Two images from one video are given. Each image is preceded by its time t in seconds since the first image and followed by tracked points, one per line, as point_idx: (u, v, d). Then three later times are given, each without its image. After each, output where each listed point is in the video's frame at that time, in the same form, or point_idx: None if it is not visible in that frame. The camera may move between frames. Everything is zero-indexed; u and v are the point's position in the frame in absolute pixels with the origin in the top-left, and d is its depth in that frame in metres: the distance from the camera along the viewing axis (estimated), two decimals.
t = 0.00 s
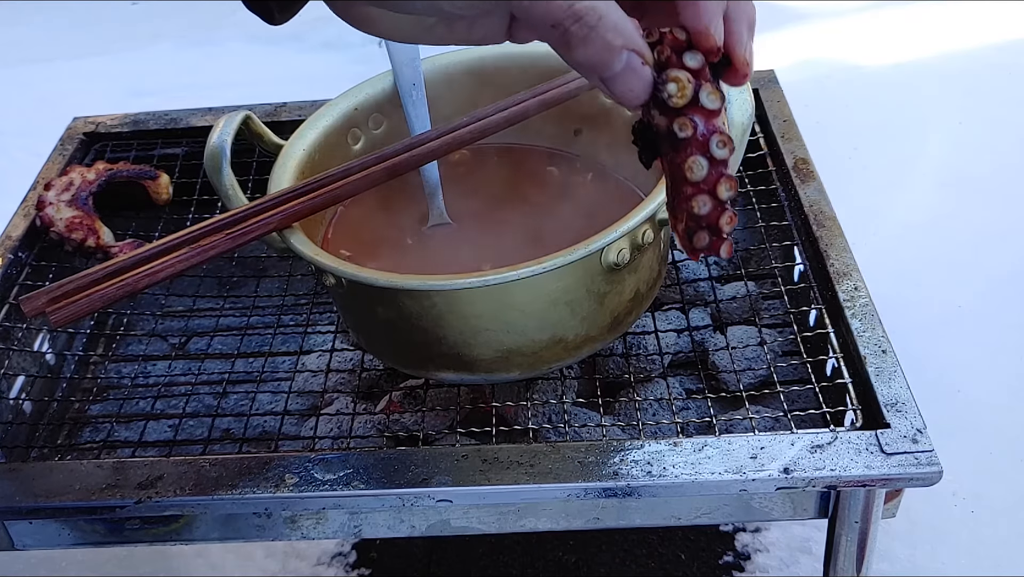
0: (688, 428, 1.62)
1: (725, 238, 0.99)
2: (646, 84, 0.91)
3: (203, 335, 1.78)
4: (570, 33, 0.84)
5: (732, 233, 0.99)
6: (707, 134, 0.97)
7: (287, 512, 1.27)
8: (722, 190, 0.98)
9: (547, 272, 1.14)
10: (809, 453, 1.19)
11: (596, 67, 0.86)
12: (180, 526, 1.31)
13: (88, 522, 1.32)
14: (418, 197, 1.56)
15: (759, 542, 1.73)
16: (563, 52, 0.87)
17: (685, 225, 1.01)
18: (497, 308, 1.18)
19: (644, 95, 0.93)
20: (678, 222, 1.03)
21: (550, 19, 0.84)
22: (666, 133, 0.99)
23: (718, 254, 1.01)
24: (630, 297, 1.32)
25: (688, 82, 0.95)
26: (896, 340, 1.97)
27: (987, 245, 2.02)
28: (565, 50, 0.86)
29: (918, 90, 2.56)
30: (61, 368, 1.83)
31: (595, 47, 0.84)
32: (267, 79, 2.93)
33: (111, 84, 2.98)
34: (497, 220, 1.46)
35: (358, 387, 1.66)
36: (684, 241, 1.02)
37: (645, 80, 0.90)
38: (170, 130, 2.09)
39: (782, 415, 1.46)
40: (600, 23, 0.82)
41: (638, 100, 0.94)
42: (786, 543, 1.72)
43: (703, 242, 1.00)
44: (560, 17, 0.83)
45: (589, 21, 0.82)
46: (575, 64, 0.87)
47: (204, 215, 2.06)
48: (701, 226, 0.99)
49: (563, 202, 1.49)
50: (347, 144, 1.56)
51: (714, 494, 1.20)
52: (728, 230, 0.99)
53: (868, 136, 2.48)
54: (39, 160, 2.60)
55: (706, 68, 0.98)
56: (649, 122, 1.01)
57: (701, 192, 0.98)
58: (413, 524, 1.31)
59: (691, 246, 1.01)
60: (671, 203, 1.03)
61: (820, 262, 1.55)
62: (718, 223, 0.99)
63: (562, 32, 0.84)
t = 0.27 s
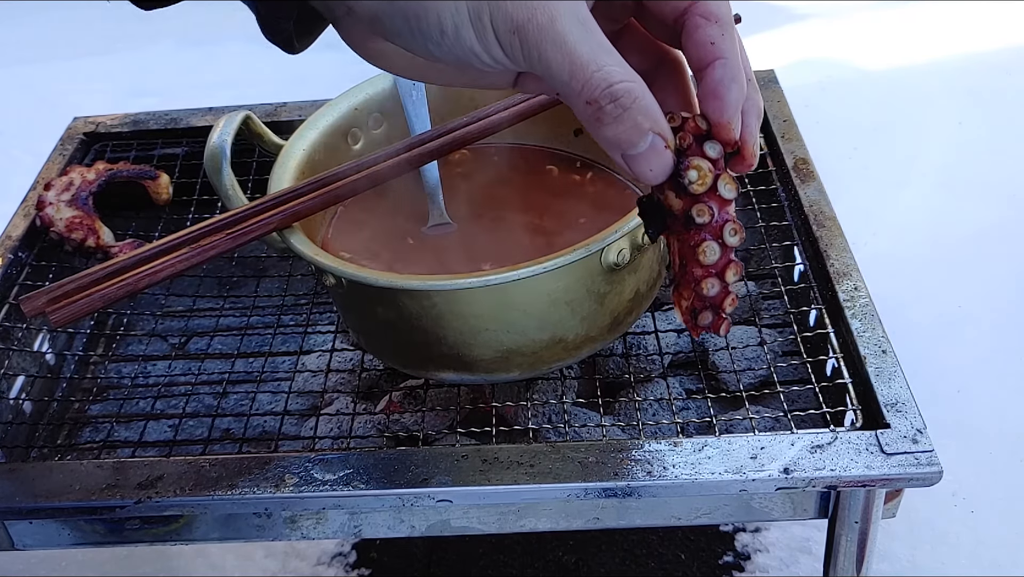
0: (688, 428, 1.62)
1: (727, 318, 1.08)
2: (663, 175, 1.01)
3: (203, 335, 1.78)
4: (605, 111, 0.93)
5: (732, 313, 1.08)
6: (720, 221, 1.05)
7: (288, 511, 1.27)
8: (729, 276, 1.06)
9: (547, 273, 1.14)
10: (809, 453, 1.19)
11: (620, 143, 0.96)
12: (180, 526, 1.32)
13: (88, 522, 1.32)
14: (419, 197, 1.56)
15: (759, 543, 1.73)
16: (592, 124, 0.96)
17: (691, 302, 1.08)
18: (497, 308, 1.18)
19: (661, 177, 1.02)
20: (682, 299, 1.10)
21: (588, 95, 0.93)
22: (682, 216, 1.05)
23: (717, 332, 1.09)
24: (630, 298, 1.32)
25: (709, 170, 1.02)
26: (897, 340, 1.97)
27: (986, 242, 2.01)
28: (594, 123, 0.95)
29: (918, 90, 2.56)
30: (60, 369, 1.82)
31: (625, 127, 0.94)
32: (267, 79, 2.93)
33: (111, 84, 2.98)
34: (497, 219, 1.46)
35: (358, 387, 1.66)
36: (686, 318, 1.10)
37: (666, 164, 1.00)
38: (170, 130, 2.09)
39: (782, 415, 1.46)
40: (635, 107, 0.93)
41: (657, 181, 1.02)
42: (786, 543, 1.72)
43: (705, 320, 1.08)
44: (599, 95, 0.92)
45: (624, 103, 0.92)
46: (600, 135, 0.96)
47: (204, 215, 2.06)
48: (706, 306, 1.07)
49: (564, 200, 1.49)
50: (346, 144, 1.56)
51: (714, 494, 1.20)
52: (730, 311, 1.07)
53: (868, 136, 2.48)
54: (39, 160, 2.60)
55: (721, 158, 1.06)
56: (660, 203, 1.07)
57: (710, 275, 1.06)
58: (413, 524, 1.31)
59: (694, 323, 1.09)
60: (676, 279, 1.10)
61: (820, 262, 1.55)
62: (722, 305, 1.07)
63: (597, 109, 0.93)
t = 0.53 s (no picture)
0: (688, 428, 1.62)
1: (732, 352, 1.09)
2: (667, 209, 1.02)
3: (203, 335, 1.78)
4: (611, 142, 0.94)
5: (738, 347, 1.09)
6: (727, 255, 1.06)
7: (288, 511, 1.27)
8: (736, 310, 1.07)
9: (547, 273, 1.14)
10: (809, 454, 1.19)
11: (627, 175, 0.97)
12: (180, 526, 1.32)
13: (88, 523, 1.32)
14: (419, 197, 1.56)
15: (759, 543, 1.73)
16: (598, 156, 0.97)
17: (694, 334, 1.10)
18: (497, 308, 1.18)
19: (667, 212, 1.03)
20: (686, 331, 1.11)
21: (595, 125, 0.94)
22: (688, 248, 1.07)
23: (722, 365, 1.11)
24: (630, 298, 1.32)
25: (716, 204, 1.04)
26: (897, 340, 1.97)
27: (986, 242, 2.05)
28: (600, 154, 0.96)
29: (918, 90, 2.56)
30: (60, 368, 1.83)
31: (630, 159, 0.95)
32: (266, 79, 2.93)
33: (111, 84, 2.98)
34: (498, 221, 1.46)
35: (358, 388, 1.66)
36: (691, 351, 1.11)
37: (672, 198, 1.00)
38: (169, 130, 2.09)
39: (782, 415, 1.46)
40: (641, 140, 0.94)
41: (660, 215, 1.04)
42: (786, 543, 1.72)
43: (711, 355, 1.09)
44: (606, 126, 0.93)
45: (631, 135, 0.94)
46: (606, 165, 0.97)
47: (204, 215, 2.06)
48: (713, 340, 1.09)
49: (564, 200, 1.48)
50: (347, 144, 1.56)
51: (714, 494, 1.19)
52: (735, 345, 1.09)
53: (868, 136, 2.48)
54: (39, 160, 2.60)
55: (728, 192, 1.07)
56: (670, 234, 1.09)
57: (718, 310, 1.06)
58: (412, 524, 1.31)
59: (699, 357, 1.11)
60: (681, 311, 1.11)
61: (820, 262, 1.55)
62: (728, 338, 1.08)
63: (603, 140, 0.94)
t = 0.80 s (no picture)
0: (688, 428, 1.62)
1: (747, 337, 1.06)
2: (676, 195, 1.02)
3: (204, 335, 1.78)
4: (628, 121, 0.93)
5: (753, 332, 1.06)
6: (738, 235, 1.04)
7: (288, 511, 1.27)
8: (749, 291, 1.04)
9: (547, 273, 1.14)
10: (809, 454, 1.19)
11: (641, 157, 0.95)
12: (180, 526, 1.32)
13: (88, 523, 1.32)
14: (419, 197, 1.56)
15: (759, 543, 1.73)
16: (613, 137, 0.95)
17: (711, 321, 1.05)
18: (497, 308, 1.18)
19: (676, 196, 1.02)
20: (701, 319, 1.06)
21: (613, 104, 0.93)
22: (702, 232, 1.04)
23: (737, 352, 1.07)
24: (630, 298, 1.32)
25: (725, 186, 1.02)
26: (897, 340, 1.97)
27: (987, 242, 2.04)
28: (616, 134, 0.94)
29: (918, 91, 2.56)
30: (60, 369, 1.83)
31: (647, 140, 0.94)
32: (266, 79, 2.93)
33: (111, 84, 2.98)
34: (498, 220, 1.46)
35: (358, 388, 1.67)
36: (703, 336, 1.07)
37: (684, 181, 0.99)
38: (169, 130, 2.09)
39: (782, 415, 1.46)
40: (658, 122, 0.93)
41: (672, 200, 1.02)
42: (786, 543, 1.72)
43: (726, 338, 1.05)
44: (624, 104, 0.92)
45: (648, 115, 0.92)
46: (621, 147, 0.96)
47: (204, 215, 2.06)
48: (727, 323, 1.05)
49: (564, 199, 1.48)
50: (347, 144, 1.56)
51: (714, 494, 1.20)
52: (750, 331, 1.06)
53: (867, 136, 2.48)
54: (39, 160, 2.60)
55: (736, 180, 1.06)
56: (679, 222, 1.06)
57: (731, 290, 1.04)
58: (413, 524, 1.31)
59: (713, 343, 1.07)
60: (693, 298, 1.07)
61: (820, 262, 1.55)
62: (742, 322, 1.05)
63: (620, 119, 0.93)
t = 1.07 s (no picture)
0: (688, 428, 1.62)
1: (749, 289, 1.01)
2: (682, 144, 1.00)
3: (204, 335, 1.78)
4: (634, 66, 0.94)
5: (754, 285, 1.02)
6: (745, 186, 1.02)
7: (288, 511, 1.27)
8: (754, 242, 1.01)
9: (547, 273, 1.14)
10: (810, 454, 1.19)
11: (647, 105, 0.95)
12: (180, 526, 1.32)
13: (88, 523, 1.32)
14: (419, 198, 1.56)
15: (759, 543, 1.73)
16: (619, 85, 0.95)
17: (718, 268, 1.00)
18: (498, 309, 1.18)
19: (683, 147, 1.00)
20: (705, 267, 1.01)
21: (619, 49, 0.93)
22: (702, 179, 1.01)
23: (739, 302, 1.01)
24: (630, 298, 1.32)
25: (733, 139, 1.02)
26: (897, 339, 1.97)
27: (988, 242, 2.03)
28: (622, 81, 0.94)
29: (918, 92, 2.56)
30: (60, 369, 1.83)
31: (654, 85, 0.94)
32: (266, 79, 2.93)
33: (111, 85, 2.97)
34: (499, 220, 1.46)
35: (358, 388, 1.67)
36: (706, 284, 1.01)
37: (690, 133, 0.99)
38: (170, 131, 2.09)
39: (782, 415, 1.46)
40: (662, 68, 0.94)
41: (677, 151, 1.01)
42: (787, 543, 1.72)
43: (734, 283, 1.00)
44: (630, 50, 0.93)
45: (654, 60, 0.94)
46: (627, 96, 0.95)
47: (204, 215, 2.07)
48: (734, 268, 1.00)
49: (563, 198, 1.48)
50: (347, 144, 1.56)
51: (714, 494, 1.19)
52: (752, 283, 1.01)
53: (867, 137, 2.48)
54: (39, 161, 2.60)
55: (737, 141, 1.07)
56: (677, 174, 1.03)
57: (738, 234, 1.00)
58: (413, 524, 1.31)
59: (718, 291, 1.01)
60: (694, 247, 1.02)
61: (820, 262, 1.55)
62: (748, 270, 1.01)
63: (627, 64, 0.93)
